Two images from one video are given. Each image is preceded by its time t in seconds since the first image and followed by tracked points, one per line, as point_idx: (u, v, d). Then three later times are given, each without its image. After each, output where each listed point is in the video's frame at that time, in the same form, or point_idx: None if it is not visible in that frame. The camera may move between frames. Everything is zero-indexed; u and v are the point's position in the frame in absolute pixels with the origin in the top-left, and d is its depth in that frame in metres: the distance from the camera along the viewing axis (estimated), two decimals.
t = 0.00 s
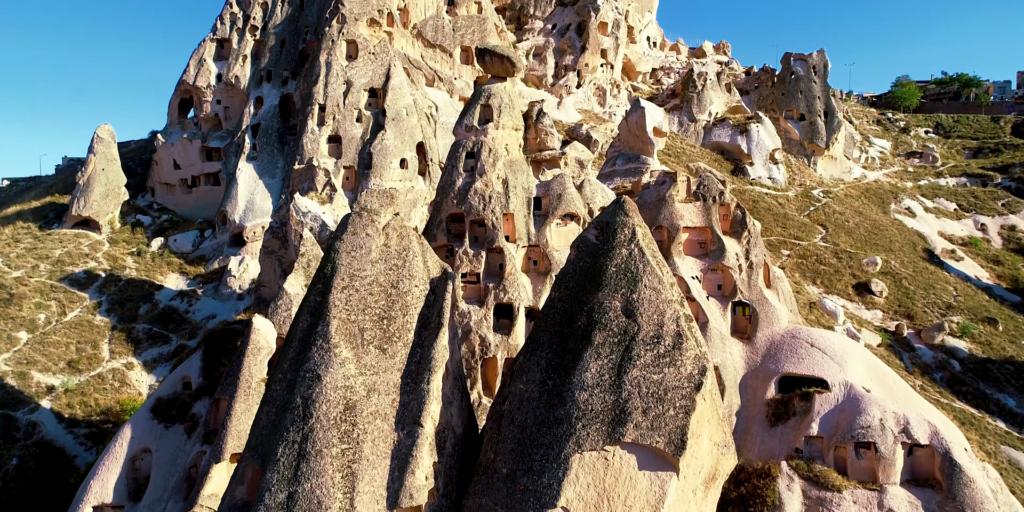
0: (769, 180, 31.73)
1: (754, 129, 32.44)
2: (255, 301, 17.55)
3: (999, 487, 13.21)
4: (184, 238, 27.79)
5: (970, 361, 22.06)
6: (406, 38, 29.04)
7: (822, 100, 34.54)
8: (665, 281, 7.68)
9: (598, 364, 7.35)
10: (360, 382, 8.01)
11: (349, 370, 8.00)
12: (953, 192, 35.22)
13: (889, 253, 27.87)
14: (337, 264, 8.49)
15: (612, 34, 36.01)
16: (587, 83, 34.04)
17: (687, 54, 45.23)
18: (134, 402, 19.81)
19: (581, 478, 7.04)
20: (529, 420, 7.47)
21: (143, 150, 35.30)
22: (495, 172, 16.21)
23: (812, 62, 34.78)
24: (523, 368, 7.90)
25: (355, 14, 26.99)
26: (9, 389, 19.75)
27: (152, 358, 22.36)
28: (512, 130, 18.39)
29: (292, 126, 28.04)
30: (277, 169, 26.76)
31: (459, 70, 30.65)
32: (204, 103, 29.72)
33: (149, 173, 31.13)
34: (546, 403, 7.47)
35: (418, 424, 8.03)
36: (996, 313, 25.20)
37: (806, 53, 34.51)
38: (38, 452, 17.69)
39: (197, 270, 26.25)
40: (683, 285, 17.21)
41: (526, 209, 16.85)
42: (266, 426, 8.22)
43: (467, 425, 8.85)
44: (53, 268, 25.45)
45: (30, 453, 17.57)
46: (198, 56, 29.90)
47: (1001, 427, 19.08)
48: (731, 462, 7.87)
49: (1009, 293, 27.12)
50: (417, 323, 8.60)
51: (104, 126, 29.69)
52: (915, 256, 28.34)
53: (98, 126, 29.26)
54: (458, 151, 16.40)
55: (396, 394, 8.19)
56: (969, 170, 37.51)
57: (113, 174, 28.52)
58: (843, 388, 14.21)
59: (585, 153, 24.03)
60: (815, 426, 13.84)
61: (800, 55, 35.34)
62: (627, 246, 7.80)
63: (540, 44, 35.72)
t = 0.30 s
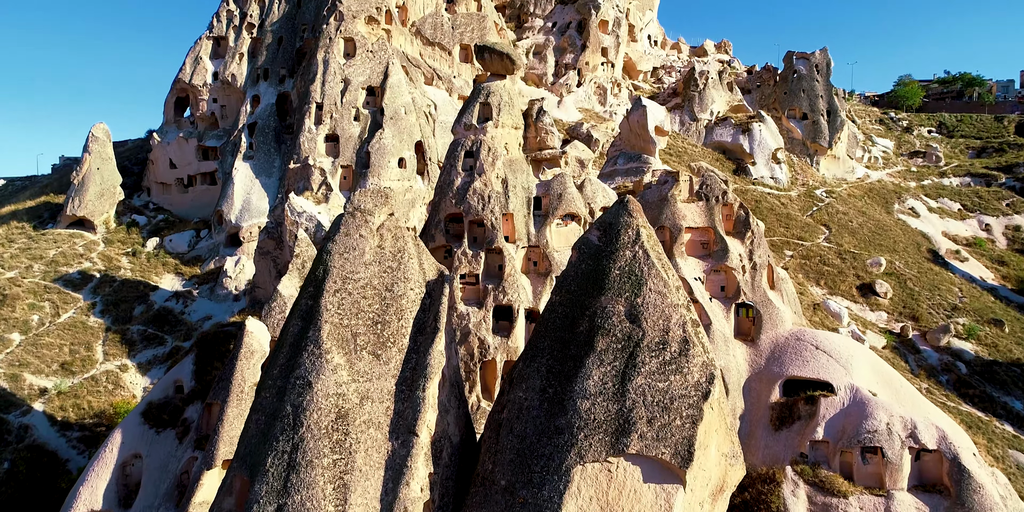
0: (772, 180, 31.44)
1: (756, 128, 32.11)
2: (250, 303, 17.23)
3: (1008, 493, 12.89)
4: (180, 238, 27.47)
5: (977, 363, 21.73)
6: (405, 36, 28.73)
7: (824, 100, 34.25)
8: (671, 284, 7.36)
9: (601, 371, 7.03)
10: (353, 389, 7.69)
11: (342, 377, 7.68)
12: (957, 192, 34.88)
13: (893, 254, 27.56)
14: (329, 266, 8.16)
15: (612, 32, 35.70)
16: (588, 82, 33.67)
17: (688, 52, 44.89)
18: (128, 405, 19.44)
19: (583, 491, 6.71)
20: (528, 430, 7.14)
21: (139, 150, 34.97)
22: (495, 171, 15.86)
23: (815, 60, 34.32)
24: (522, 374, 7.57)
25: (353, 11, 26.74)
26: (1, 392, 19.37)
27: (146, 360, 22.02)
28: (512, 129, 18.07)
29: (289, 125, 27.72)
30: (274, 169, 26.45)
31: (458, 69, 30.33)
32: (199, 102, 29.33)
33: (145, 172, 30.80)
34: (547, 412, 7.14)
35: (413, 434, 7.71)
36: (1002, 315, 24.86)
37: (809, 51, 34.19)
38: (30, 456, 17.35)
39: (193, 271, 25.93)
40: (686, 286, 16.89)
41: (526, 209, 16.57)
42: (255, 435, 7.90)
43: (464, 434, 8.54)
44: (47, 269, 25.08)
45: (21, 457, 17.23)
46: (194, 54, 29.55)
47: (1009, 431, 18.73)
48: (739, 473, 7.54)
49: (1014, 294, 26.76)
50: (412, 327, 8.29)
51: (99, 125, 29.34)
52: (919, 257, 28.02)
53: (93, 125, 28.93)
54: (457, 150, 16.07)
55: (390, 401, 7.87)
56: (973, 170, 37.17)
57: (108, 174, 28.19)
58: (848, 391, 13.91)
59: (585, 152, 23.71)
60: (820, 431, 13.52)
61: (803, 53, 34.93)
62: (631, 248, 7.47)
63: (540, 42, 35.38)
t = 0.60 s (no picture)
0: (774, 180, 31.18)
1: (758, 127, 31.81)
2: (245, 304, 16.95)
3: (1017, 498, 12.68)
4: (176, 238, 27.19)
5: (983, 365, 21.43)
6: (403, 34, 28.43)
7: (827, 99, 33.99)
8: (677, 288, 7.07)
9: (604, 379, 6.74)
10: (347, 396, 7.41)
11: (335, 384, 7.40)
12: (961, 192, 34.58)
13: (897, 254, 27.28)
14: (323, 268, 7.86)
15: (613, 31, 35.42)
16: (589, 81, 33.35)
17: (689, 51, 44.60)
18: (123, 407, 19.12)
19: (586, 503, 6.42)
20: (529, 439, 6.85)
21: (136, 149, 34.69)
22: (494, 170, 15.57)
23: (817, 59, 33.98)
24: (523, 381, 7.28)
25: (351, 9, 26.48)
26: None
27: (141, 362, 21.73)
28: (512, 127, 17.79)
29: (286, 124, 27.42)
30: (271, 168, 26.15)
31: (458, 67, 30.03)
32: (196, 100, 29.03)
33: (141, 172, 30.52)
34: (548, 420, 6.85)
35: (409, 443, 7.42)
36: (1008, 316, 24.55)
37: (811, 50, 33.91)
38: (22, 460, 17.04)
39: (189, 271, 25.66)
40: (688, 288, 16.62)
41: (526, 209, 16.24)
42: (246, 443, 7.60)
43: (463, 442, 8.26)
44: (41, 269, 24.76)
45: (13, 461, 16.94)
46: (191, 52, 29.26)
47: (1016, 434, 18.41)
48: (748, 484, 7.24)
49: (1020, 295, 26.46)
50: (409, 332, 8.00)
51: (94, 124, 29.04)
52: (924, 257, 27.72)
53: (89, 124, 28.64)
54: (456, 149, 15.79)
55: (385, 409, 7.58)
56: (977, 170, 36.85)
57: (104, 173, 27.88)
58: (854, 394, 13.57)
59: (586, 151, 23.41)
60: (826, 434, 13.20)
61: (805, 52, 34.60)
62: (636, 250, 7.18)
63: (540, 41, 35.10)
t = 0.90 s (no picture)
0: (776, 179, 30.86)
1: (760, 126, 31.56)
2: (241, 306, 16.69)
3: None
4: (173, 238, 26.98)
5: (988, 367, 21.17)
6: (403, 32, 28.12)
7: (829, 98, 33.85)
8: (684, 290, 6.82)
9: (608, 384, 6.50)
10: (342, 401, 7.16)
11: (330, 389, 7.15)
12: (964, 191, 34.33)
13: (901, 254, 27.04)
14: (317, 269, 7.61)
15: (614, 29, 35.18)
16: (590, 80, 33.01)
17: (691, 50, 44.37)
18: (118, 409, 18.84)
19: None
20: (530, 447, 6.61)
21: (134, 149, 34.45)
22: (495, 169, 15.31)
23: (819, 58, 33.71)
24: (523, 386, 7.04)
25: (350, 6, 26.30)
26: None
27: (137, 363, 21.48)
28: (512, 126, 17.55)
29: (284, 122, 27.16)
30: (269, 167, 25.89)
31: (457, 65, 29.81)
32: (193, 99, 28.80)
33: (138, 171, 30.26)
34: (550, 427, 6.61)
35: (406, 450, 7.16)
36: (1013, 317, 24.30)
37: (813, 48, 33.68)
38: (15, 463, 16.74)
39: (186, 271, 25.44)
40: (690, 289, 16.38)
41: (526, 209, 15.88)
42: (237, 450, 7.35)
43: (462, 449, 8.01)
44: (37, 270, 24.48)
45: (6, 464, 16.62)
46: (188, 50, 29.03)
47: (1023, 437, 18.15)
48: (757, 492, 6.98)
49: None
50: (406, 335, 7.75)
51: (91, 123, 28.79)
52: (928, 258, 27.47)
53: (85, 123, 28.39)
54: (455, 148, 15.53)
55: (381, 415, 7.33)
56: (980, 169, 36.58)
57: (101, 172, 27.64)
58: (859, 397, 13.26)
59: (588, 150, 23.18)
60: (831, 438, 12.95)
61: (807, 51, 34.32)
62: (641, 251, 6.92)
63: (540, 39, 34.85)
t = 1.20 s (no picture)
0: (779, 178, 30.56)
1: (762, 125, 31.28)
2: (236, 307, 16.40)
3: None
4: (169, 238, 26.70)
5: (994, 368, 20.87)
6: (401, 30, 27.64)
7: (832, 96, 33.48)
8: (691, 292, 6.54)
9: (612, 390, 6.22)
10: (335, 408, 6.89)
11: (322, 394, 6.88)
12: (968, 191, 34.04)
13: (905, 254, 26.77)
14: (309, 270, 7.34)
15: (614, 27, 34.88)
16: (590, 78, 32.62)
17: (692, 49, 44.11)
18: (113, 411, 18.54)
19: None
20: (531, 456, 6.34)
21: (131, 148, 34.16)
22: (494, 168, 15.03)
23: (822, 56, 33.65)
24: (523, 392, 6.76)
25: (348, 4, 26.06)
26: None
27: (133, 365, 21.18)
28: (512, 124, 17.27)
29: (282, 121, 26.87)
30: (266, 167, 25.61)
31: (457, 64, 29.56)
32: (190, 98, 28.53)
33: (135, 171, 29.97)
34: (551, 435, 6.33)
35: (402, 459, 6.89)
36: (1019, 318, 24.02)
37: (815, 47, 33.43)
38: (7, 466, 16.43)
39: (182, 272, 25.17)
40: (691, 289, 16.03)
41: (526, 208, 15.59)
42: (226, 458, 7.06)
43: (459, 456, 7.74)
44: (32, 270, 24.15)
45: None
46: (185, 48, 28.75)
47: None
48: (767, 502, 6.69)
49: None
50: (402, 339, 7.47)
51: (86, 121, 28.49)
52: (932, 258, 27.20)
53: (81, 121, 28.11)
54: (454, 146, 15.25)
55: (375, 422, 7.06)
56: (984, 169, 36.29)
57: (96, 172, 27.35)
58: (865, 399, 12.98)
59: (588, 149, 22.90)
60: (836, 441, 12.69)
61: (810, 49, 34.18)
62: (646, 251, 6.63)
63: (541, 38, 34.56)
